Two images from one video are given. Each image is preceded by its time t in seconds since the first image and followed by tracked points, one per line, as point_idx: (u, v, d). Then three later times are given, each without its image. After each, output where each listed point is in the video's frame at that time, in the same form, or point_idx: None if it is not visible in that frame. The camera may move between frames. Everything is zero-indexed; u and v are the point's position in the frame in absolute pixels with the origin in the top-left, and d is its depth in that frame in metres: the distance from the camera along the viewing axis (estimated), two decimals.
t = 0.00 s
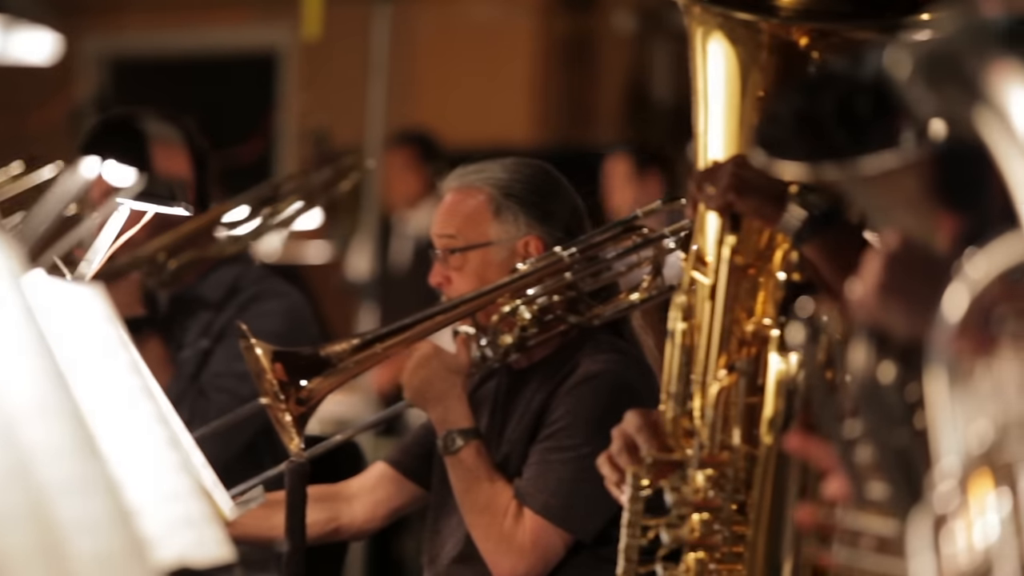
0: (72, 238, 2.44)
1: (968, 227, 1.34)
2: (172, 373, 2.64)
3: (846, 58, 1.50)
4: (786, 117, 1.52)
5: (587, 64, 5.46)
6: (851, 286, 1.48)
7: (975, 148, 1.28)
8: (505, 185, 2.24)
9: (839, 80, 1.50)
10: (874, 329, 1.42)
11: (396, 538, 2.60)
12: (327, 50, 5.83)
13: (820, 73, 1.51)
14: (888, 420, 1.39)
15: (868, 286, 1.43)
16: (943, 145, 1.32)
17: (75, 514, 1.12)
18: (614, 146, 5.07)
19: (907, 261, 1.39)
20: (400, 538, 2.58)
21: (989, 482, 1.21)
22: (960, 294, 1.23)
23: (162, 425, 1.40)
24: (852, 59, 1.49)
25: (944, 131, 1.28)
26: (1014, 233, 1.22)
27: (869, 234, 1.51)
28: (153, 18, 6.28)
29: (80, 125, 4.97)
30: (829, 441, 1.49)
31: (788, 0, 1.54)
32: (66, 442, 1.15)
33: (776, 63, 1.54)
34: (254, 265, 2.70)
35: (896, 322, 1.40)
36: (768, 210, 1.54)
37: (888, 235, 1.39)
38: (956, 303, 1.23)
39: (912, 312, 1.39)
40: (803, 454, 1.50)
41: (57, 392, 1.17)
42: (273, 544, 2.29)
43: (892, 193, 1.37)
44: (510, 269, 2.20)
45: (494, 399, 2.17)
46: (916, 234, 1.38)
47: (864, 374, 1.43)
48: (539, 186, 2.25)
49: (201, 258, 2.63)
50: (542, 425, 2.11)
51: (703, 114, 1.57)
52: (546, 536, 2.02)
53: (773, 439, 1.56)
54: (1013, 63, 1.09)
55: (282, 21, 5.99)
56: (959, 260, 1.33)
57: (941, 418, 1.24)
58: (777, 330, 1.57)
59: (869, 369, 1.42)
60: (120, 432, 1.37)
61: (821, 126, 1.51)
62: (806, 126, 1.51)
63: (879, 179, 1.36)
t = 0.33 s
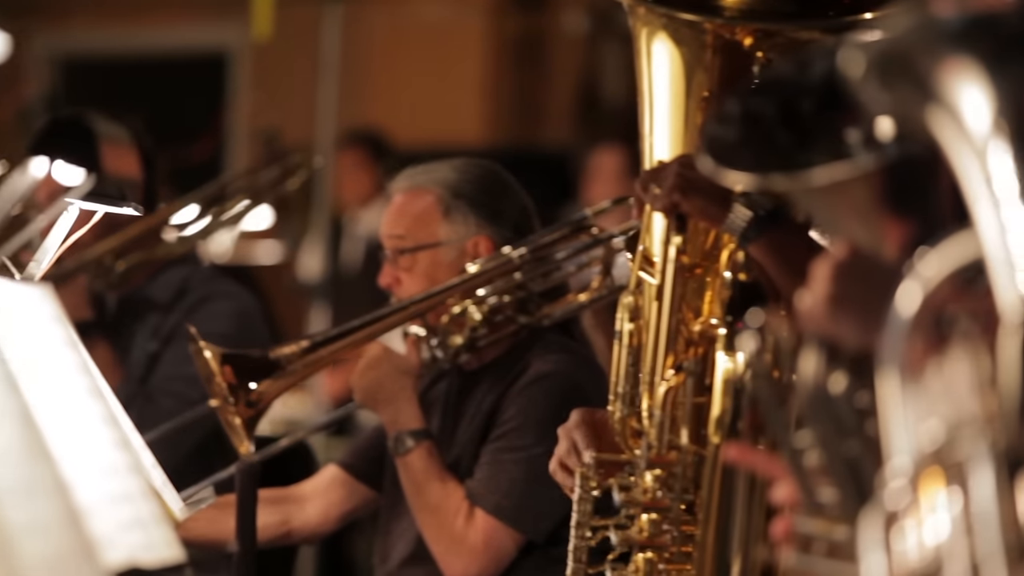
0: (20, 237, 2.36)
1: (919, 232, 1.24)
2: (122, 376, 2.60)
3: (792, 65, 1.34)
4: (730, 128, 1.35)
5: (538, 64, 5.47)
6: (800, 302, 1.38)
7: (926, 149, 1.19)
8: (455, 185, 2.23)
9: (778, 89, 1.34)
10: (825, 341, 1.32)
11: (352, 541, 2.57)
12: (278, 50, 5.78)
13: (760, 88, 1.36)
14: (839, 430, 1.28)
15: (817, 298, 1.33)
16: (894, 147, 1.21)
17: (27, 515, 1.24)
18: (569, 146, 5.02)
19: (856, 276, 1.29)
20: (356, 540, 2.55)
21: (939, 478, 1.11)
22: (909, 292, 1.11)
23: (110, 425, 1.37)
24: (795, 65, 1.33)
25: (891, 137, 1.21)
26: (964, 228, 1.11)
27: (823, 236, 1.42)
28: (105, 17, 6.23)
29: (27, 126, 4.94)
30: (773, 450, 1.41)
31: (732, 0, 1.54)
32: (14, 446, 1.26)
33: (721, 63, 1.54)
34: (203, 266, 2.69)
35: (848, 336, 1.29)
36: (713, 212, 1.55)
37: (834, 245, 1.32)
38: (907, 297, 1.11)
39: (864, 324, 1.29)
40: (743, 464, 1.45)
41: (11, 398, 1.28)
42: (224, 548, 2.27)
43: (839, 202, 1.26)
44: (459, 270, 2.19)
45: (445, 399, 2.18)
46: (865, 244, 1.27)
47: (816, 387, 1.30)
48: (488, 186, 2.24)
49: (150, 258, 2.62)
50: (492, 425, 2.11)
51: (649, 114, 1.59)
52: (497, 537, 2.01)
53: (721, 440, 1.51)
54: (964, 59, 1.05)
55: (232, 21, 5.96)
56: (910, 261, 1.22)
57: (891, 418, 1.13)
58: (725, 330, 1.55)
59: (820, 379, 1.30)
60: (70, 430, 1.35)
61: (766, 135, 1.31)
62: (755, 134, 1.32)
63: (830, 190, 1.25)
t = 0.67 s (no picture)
0: None
1: (875, 235, 1.18)
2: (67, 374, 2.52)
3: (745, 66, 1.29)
4: (685, 131, 1.31)
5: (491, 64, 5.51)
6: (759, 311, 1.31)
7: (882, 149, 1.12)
8: (409, 181, 2.25)
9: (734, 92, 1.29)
10: (783, 350, 1.26)
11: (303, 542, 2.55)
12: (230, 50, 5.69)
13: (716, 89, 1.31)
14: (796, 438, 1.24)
15: (773, 309, 1.28)
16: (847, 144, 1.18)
17: None
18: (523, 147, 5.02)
19: (813, 283, 1.23)
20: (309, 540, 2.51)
21: (891, 477, 1.09)
22: (866, 294, 1.11)
23: (59, 426, 1.38)
24: (748, 65, 1.28)
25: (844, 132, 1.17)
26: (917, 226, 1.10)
27: (776, 237, 1.36)
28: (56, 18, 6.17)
29: None
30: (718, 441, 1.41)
31: (688, 1, 1.54)
32: None
33: (676, 63, 1.54)
34: (155, 268, 2.68)
35: (803, 343, 1.23)
36: (671, 208, 1.53)
37: (792, 250, 1.27)
38: (862, 301, 1.11)
39: (818, 333, 1.21)
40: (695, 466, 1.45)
41: None
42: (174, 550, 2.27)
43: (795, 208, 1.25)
44: (410, 265, 2.20)
45: (389, 400, 2.20)
46: (821, 251, 1.23)
47: (774, 391, 1.27)
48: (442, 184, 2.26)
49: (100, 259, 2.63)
50: (437, 421, 2.13)
51: (607, 115, 1.60)
52: (447, 532, 2.04)
53: (675, 441, 1.51)
54: (920, 60, 1.04)
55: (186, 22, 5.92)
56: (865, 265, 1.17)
57: (845, 418, 1.12)
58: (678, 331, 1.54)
59: (778, 387, 1.27)
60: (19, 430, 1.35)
61: (717, 142, 1.26)
62: (710, 142, 1.27)
63: (787, 198, 1.25)
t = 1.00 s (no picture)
0: None
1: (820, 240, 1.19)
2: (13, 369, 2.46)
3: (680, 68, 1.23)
4: (629, 131, 1.22)
5: (437, 65, 5.44)
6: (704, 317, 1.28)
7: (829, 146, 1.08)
8: (349, 185, 2.42)
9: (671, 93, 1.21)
10: (729, 353, 1.22)
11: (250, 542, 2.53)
12: (177, 50, 5.64)
13: (648, 87, 1.23)
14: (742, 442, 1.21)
15: (717, 313, 1.25)
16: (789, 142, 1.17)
17: None
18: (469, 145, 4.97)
19: (759, 287, 1.24)
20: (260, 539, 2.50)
21: (835, 476, 1.09)
22: (807, 295, 1.11)
23: None
24: (685, 66, 1.22)
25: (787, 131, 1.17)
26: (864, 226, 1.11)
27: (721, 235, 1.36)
28: None
29: None
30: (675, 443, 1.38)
31: (636, 1, 1.54)
32: None
33: (624, 62, 1.54)
34: (94, 270, 2.69)
35: (748, 348, 1.21)
36: (618, 207, 1.52)
37: (738, 258, 1.26)
38: (805, 301, 1.11)
39: (762, 335, 1.21)
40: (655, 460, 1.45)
41: None
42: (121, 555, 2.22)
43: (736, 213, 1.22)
44: (355, 268, 2.37)
45: (337, 403, 2.31)
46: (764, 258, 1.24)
47: (719, 396, 1.22)
48: (379, 190, 2.44)
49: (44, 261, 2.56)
50: (387, 425, 2.20)
51: (554, 116, 1.59)
52: (396, 539, 2.07)
53: (623, 440, 1.52)
54: (864, 59, 1.02)
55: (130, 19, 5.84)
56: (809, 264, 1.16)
57: (787, 415, 1.14)
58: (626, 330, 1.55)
59: (723, 391, 1.22)
60: None
61: (658, 142, 1.19)
62: (649, 144, 1.20)
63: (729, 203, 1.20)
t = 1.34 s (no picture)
0: None
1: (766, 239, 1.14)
2: None
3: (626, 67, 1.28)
4: (578, 133, 1.27)
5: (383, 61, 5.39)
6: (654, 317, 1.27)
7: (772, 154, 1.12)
8: (301, 192, 2.38)
9: (617, 92, 1.27)
10: (677, 353, 1.23)
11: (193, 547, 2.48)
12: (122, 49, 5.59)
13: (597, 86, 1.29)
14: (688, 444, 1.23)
15: (666, 314, 1.24)
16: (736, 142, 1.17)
17: None
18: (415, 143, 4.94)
19: (707, 288, 1.20)
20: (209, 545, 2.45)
21: (781, 476, 1.08)
22: (750, 292, 1.08)
23: None
24: (632, 66, 1.26)
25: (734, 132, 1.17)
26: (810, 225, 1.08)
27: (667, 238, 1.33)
28: None
29: None
30: (621, 444, 1.41)
31: (577, 1, 1.54)
32: None
33: (566, 63, 1.53)
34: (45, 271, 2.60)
35: (697, 349, 1.21)
36: (561, 208, 1.52)
37: (685, 258, 1.22)
38: (748, 301, 1.09)
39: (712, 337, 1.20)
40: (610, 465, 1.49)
41: None
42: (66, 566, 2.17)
43: (686, 214, 1.20)
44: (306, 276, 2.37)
45: (291, 409, 2.32)
46: (712, 255, 1.19)
47: (669, 395, 1.24)
48: (332, 195, 2.39)
49: None
50: (340, 434, 2.20)
51: (496, 115, 1.58)
52: (349, 550, 2.07)
53: (568, 441, 1.55)
54: (808, 62, 1.00)
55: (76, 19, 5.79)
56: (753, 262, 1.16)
57: (733, 417, 1.12)
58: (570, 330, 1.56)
59: (672, 391, 1.24)
60: None
61: (605, 143, 1.26)
62: (597, 145, 1.26)
63: (678, 203, 1.20)
